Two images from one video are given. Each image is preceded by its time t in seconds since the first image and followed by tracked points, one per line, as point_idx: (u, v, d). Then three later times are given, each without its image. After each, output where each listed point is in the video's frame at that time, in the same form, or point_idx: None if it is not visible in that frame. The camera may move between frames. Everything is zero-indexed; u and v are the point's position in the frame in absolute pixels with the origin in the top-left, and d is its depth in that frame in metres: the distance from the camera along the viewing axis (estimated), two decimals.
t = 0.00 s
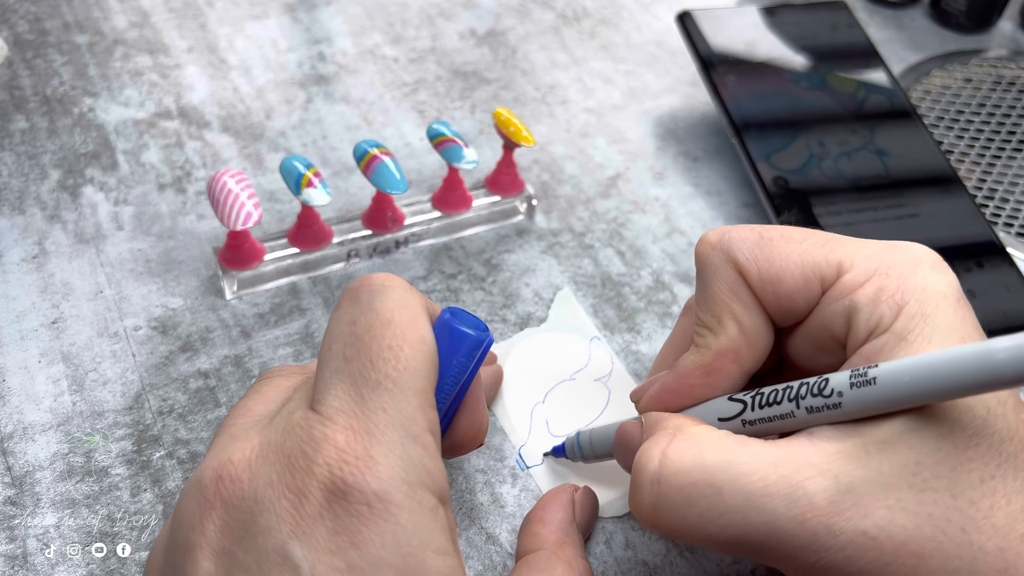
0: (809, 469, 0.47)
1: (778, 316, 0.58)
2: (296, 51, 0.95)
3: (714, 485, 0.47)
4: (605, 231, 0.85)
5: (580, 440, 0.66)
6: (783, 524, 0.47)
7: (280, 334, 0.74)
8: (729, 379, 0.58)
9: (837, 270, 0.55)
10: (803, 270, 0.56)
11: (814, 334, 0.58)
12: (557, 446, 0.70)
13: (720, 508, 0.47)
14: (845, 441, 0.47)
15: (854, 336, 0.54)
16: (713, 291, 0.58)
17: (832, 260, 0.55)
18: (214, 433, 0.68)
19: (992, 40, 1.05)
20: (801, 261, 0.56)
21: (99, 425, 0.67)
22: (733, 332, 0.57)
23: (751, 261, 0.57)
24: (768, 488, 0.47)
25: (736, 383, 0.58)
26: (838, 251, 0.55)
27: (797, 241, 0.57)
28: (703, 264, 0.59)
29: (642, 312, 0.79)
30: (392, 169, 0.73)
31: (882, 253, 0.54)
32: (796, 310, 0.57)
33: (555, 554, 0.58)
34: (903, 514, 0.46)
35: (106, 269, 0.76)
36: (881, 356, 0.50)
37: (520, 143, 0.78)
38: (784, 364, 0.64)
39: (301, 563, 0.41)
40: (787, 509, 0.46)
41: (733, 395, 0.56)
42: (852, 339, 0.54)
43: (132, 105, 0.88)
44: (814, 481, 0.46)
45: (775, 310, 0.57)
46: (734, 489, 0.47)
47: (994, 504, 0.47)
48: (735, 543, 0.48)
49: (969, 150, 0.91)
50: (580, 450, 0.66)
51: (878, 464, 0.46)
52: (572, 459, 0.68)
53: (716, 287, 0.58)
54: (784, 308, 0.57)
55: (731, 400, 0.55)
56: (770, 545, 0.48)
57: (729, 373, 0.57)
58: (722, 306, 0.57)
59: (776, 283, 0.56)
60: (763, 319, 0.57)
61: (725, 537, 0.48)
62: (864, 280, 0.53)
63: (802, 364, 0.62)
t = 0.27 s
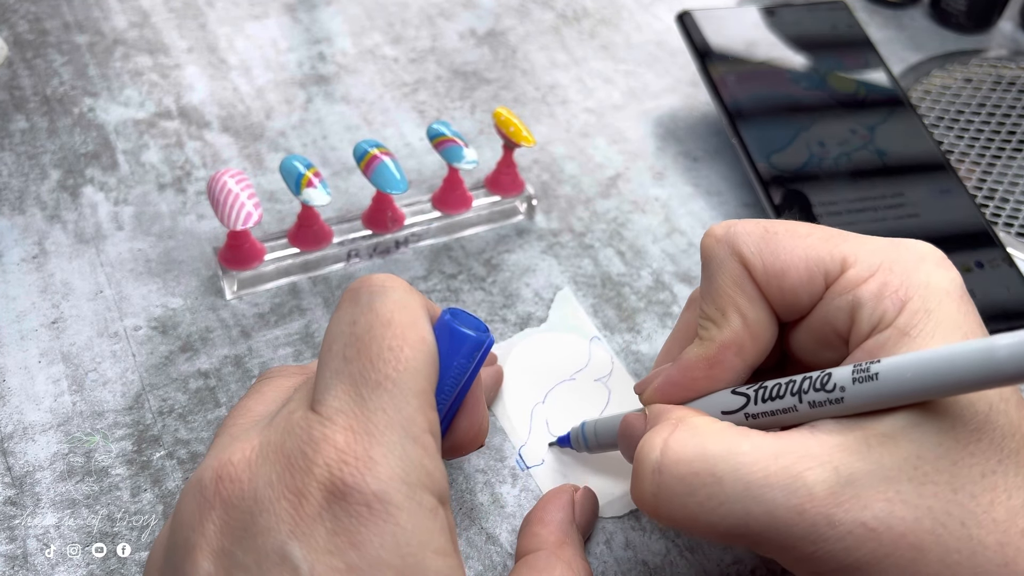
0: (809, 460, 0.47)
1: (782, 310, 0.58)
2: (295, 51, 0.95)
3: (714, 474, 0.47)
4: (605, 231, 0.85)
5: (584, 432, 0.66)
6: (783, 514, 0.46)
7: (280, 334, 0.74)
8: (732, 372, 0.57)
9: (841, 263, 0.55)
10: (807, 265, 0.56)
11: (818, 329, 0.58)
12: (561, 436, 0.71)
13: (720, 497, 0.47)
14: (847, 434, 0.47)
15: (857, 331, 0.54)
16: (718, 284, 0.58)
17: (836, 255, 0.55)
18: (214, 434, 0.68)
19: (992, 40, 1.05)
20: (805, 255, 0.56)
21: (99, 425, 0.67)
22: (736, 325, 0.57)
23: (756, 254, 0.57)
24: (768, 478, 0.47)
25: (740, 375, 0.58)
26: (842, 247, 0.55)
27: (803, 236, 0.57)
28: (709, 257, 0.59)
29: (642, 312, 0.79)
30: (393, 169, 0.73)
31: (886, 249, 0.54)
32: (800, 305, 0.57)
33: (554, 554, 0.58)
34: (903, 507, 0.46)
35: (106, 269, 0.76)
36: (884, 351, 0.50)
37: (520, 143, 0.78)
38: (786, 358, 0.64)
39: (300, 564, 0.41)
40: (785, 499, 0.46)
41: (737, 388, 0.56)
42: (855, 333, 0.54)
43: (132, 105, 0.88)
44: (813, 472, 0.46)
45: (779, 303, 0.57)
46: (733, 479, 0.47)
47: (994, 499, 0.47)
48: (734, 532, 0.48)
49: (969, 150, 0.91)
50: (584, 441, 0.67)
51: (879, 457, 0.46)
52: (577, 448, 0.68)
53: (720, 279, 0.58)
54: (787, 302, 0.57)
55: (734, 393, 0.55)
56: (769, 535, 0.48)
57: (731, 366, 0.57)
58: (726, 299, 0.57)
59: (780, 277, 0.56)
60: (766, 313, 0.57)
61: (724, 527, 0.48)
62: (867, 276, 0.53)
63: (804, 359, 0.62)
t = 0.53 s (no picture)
0: (803, 453, 0.47)
1: (781, 305, 0.58)
2: (296, 51, 0.95)
3: (708, 466, 0.48)
4: (605, 231, 0.85)
5: (584, 422, 0.67)
6: (775, 507, 0.46)
7: (280, 334, 0.74)
8: (731, 365, 0.57)
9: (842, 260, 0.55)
10: (808, 260, 0.56)
11: (816, 325, 0.58)
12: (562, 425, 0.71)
13: (714, 488, 0.47)
14: (843, 428, 0.47)
15: (856, 327, 0.54)
16: (719, 277, 0.58)
17: (837, 251, 0.55)
18: (214, 434, 0.68)
19: (992, 40, 1.05)
20: (806, 251, 0.56)
21: (99, 425, 0.67)
22: (736, 318, 0.57)
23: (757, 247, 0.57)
24: (763, 470, 0.47)
25: (738, 369, 0.58)
26: (843, 243, 0.55)
27: (804, 232, 0.57)
28: (710, 249, 0.59)
29: (642, 312, 0.79)
30: (393, 169, 0.73)
31: (886, 247, 0.54)
32: (799, 300, 0.57)
33: (554, 555, 0.58)
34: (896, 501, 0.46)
35: (106, 269, 0.76)
36: (883, 347, 0.51)
37: (520, 143, 0.78)
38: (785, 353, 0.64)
39: (300, 564, 0.41)
40: (779, 491, 0.46)
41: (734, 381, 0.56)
42: (853, 329, 0.54)
43: (132, 105, 0.88)
44: (808, 466, 0.46)
45: (779, 298, 0.57)
46: (728, 470, 0.47)
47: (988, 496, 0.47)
48: (728, 523, 0.48)
49: (969, 150, 0.91)
50: (585, 430, 0.67)
51: (873, 452, 0.46)
52: (578, 438, 0.69)
53: (721, 273, 0.58)
54: (787, 297, 0.57)
55: (731, 386, 0.55)
56: (763, 527, 0.48)
57: (730, 359, 0.57)
58: (726, 293, 0.57)
59: (781, 272, 0.56)
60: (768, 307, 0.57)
61: (720, 518, 0.48)
62: (867, 273, 0.53)
63: (802, 355, 0.62)
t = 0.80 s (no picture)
0: (812, 463, 0.47)
1: (782, 311, 0.58)
2: (295, 51, 0.95)
3: (716, 480, 0.48)
4: (605, 231, 0.85)
5: (584, 438, 0.66)
6: (785, 519, 0.47)
7: (280, 334, 0.74)
8: (733, 374, 0.57)
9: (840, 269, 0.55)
10: (806, 265, 0.56)
11: (819, 330, 0.58)
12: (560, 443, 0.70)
13: (722, 502, 0.47)
14: (848, 435, 0.47)
15: (858, 332, 0.53)
16: (717, 285, 0.58)
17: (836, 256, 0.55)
18: (214, 434, 0.68)
19: (992, 40, 1.05)
20: (804, 256, 0.56)
21: (99, 425, 0.67)
22: (738, 327, 0.57)
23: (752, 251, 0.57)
24: (771, 483, 0.47)
25: (740, 377, 0.58)
26: (842, 247, 0.55)
27: (801, 237, 0.57)
28: (710, 259, 0.59)
29: (642, 312, 0.79)
30: (393, 169, 0.73)
31: (885, 252, 0.54)
32: (800, 306, 0.57)
33: (554, 555, 0.58)
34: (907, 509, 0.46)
35: (106, 269, 0.76)
36: (885, 351, 0.50)
37: (520, 143, 0.78)
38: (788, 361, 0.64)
39: (300, 564, 0.41)
40: (788, 503, 0.46)
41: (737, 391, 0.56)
42: (856, 335, 0.54)
43: (132, 105, 0.88)
44: (817, 476, 0.46)
45: (779, 304, 0.57)
46: (736, 484, 0.47)
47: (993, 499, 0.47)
48: (737, 536, 0.48)
49: (969, 150, 0.91)
50: (585, 447, 0.66)
51: (881, 459, 0.46)
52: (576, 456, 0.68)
53: (720, 281, 0.58)
54: (788, 302, 0.57)
55: (734, 396, 0.55)
56: (772, 539, 0.48)
57: (732, 368, 0.57)
58: (726, 300, 0.57)
59: (780, 277, 0.56)
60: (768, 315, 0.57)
61: (728, 532, 0.48)
62: (868, 278, 0.53)
63: (806, 361, 0.62)
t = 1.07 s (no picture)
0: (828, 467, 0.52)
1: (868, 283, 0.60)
2: (295, 51, 0.95)
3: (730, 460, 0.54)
4: (605, 230, 0.85)
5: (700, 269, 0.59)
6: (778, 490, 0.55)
7: (280, 334, 0.74)
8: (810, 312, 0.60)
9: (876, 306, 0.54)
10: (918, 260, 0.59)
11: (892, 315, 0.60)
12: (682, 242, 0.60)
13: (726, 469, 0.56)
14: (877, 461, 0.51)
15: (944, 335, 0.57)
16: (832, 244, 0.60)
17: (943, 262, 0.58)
18: (214, 434, 0.68)
19: (992, 40, 1.05)
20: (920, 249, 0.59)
21: (99, 425, 0.67)
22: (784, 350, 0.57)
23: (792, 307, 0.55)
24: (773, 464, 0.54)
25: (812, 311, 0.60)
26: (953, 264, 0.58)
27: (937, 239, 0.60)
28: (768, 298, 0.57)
29: (642, 311, 0.79)
30: (392, 169, 0.73)
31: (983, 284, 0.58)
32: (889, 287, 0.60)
33: (530, 549, 0.56)
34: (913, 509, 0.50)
35: (106, 269, 0.76)
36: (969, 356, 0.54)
37: (520, 143, 0.78)
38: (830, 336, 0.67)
39: None
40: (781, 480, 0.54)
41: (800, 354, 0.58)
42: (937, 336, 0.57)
43: (132, 106, 0.88)
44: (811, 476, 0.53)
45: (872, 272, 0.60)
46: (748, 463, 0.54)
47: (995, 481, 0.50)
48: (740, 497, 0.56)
49: (969, 150, 0.91)
50: (698, 269, 0.59)
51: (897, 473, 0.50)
52: (687, 270, 0.60)
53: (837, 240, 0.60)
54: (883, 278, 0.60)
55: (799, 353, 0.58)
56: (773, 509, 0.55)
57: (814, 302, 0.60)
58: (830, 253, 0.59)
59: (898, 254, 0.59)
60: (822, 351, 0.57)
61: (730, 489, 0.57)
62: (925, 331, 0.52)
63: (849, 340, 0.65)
